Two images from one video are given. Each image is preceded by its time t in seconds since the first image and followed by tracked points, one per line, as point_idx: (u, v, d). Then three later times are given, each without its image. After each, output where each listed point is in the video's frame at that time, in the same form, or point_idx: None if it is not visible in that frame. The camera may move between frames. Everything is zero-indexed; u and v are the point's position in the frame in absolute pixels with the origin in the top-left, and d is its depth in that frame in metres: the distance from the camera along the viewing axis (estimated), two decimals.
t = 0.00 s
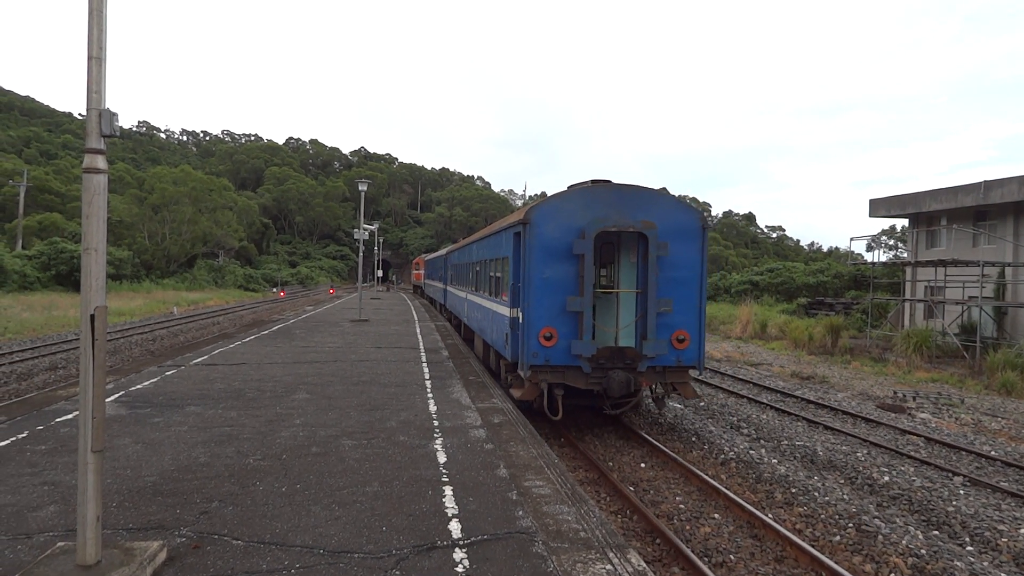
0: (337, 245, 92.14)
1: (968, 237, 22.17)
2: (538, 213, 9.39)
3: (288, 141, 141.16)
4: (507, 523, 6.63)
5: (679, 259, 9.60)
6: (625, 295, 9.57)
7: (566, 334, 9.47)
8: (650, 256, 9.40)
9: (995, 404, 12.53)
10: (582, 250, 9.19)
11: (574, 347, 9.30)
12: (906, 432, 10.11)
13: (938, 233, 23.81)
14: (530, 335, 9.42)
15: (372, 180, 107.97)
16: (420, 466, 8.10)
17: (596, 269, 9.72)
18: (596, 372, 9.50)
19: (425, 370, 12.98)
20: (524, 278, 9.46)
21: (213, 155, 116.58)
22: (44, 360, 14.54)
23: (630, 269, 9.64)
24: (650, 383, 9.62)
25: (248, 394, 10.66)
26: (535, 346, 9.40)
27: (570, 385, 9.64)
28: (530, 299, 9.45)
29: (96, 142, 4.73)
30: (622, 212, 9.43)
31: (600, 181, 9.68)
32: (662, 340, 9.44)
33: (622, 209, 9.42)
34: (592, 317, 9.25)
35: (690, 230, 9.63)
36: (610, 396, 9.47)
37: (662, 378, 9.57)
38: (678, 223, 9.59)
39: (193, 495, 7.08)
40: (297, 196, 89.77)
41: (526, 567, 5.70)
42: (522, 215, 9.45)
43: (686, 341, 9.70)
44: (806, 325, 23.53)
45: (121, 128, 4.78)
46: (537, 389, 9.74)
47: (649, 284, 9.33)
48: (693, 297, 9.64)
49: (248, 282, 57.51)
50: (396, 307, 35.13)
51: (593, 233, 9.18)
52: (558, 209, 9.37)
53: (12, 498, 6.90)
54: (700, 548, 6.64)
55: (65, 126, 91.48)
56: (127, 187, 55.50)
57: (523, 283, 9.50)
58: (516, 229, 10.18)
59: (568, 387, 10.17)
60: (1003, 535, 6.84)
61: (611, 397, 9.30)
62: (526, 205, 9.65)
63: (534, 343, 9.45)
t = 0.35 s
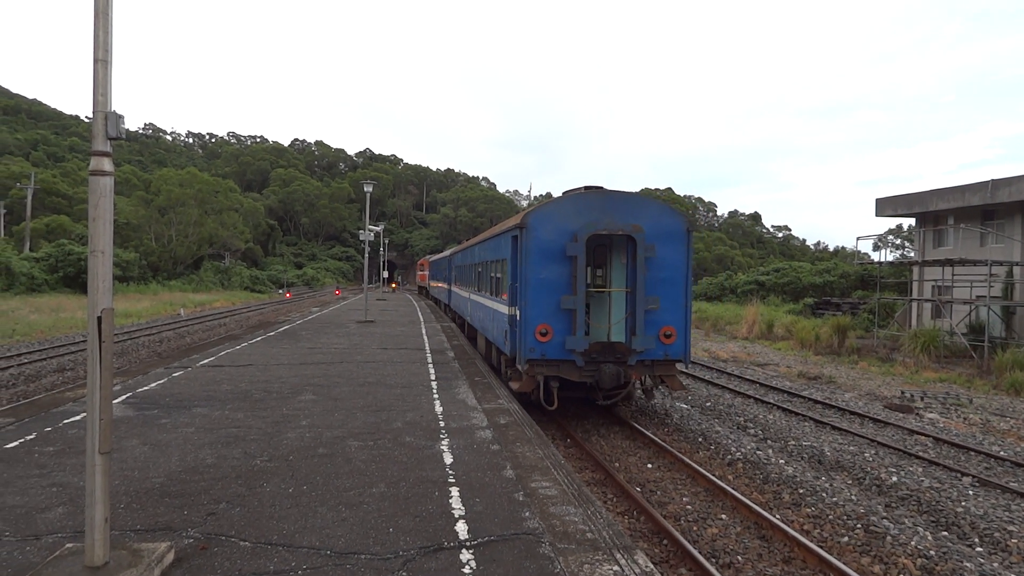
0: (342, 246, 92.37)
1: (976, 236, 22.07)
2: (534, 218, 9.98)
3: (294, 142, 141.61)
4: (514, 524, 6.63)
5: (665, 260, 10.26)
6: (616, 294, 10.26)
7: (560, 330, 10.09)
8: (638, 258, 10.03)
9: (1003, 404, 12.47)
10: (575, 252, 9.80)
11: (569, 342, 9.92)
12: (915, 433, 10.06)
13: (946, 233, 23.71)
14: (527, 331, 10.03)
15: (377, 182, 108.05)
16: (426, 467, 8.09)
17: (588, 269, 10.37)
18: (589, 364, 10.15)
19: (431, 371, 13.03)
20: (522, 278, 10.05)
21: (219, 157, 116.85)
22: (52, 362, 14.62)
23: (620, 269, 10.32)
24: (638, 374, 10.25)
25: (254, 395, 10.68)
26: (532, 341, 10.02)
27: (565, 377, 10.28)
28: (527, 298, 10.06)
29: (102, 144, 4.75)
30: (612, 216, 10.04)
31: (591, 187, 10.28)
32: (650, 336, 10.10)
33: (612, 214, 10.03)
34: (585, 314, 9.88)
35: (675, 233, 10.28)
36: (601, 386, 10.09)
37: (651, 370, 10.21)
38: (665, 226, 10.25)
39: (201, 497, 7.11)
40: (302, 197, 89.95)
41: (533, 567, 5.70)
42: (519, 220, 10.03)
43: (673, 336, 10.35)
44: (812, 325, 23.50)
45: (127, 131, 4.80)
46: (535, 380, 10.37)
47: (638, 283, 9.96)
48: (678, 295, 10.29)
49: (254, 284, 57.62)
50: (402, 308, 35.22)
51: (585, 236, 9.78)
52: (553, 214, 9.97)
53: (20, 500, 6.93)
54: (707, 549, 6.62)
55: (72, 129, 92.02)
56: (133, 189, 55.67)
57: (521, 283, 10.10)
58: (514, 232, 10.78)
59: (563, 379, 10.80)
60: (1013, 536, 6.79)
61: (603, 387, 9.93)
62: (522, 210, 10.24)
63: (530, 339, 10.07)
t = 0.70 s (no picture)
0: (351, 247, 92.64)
1: (988, 236, 21.89)
2: (534, 222, 10.63)
3: (303, 143, 142.05)
4: (523, 525, 6.62)
5: (658, 262, 10.82)
6: (611, 294, 10.74)
7: (559, 327, 10.69)
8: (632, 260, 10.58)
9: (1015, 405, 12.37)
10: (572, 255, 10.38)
11: (566, 339, 10.51)
12: (926, 434, 9.99)
13: (957, 233, 23.54)
14: (527, 328, 10.64)
15: (386, 182, 108.24)
16: (435, 468, 8.11)
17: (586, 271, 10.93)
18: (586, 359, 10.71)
19: (440, 372, 13.05)
20: (522, 279, 10.68)
21: (229, 158, 117.37)
22: (65, 362, 14.75)
23: (615, 270, 10.82)
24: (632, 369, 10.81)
25: (263, 396, 10.71)
26: (533, 337, 10.63)
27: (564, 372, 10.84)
28: (528, 297, 10.68)
29: (113, 146, 4.79)
30: (608, 221, 10.64)
31: (589, 193, 10.90)
32: (643, 333, 10.63)
33: (607, 218, 10.63)
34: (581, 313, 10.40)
35: (668, 237, 10.85)
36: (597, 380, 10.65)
37: (644, 365, 10.77)
38: (657, 230, 10.82)
39: (211, 497, 7.14)
40: (311, 198, 90.23)
41: (543, 569, 5.70)
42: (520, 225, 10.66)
43: (665, 334, 10.91)
44: (823, 326, 23.41)
45: (138, 132, 4.82)
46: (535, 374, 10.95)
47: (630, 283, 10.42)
48: (670, 295, 10.84)
49: (264, 284, 57.84)
50: (411, 308, 35.28)
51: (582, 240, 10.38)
52: (552, 218, 10.60)
53: (33, 499, 6.99)
54: (717, 551, 6.60)
55: (84, 131, 92.75)
56: (144, 190, 56.04)
57: (522, 283, 10.73)
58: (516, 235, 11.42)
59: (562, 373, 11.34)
60: None
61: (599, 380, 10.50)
62: (523, 215, 10.88)
63: (531, 335, 10.68)
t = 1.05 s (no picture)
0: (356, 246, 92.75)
1: (996, 237, 21.71)
2: (532, 226, 11.57)
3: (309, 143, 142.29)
4: (528, 525, 6.62)
5: (649, 263, 11.68)
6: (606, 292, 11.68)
7: (555, 323, 11.61)
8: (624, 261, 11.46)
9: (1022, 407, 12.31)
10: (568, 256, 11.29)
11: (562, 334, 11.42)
12: (933, 436, 9.94)
13: (965, 233, 23.42)
14: (526, 324, 11.56)
15: (392, 182, 108.18)
16: (440, 468, 8.11)
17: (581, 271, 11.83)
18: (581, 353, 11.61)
19: (445, 371, 13.05)
20: (522, 279, 11.62)
21: (235, 158, 117.57)
22: (71, 361, 14.78)
23: (608, 271, 11.75)
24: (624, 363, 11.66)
25: (269, 395, 10.72)
26: (531, 333, 11.56)
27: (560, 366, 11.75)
28: (527, 295, 11.61)
29: (121, 146, 4.81)
30: (601, 224, 11.54)
31: (583, 198, 11.80)
32: (634, 329, 11.52)
33: (601, 222, 11.53)
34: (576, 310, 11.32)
35: (658, 239, 11.70)
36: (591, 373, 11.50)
37: (635, 360, 11.64)
38: (648, 233, 11.67)
39: (216, 496, 7.15)
40: (317, 198, 90.29)
41: (548, 569, 5.68)
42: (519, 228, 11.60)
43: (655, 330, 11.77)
44: (829, 326, 23.32)
45: (145, 133, 4.86)
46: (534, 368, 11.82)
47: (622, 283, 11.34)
48: (660, 294, 11.70)
49: (270, 284, 57.91)
50: (417, 308, 35.34)
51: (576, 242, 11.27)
52: (549, 222, 11.53)
53: (40, 498, 7.02)
54: (722, 552, 6.57)
55: (91, 130, 93.09)
56: (151, 190, 56.17)
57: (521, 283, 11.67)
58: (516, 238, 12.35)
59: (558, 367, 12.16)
60: None
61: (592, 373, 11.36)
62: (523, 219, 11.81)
63: (530, 331, 11.62)
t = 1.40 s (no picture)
0: (360, 247, 92.80)
1: (1001, 240, 21.67)
2: (530, 232, 12.47)
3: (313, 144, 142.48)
4: (531, 527, 6.61)
5: (638, 265, 12.58)
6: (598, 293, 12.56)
7: (550, 322, 12.42)
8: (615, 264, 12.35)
9: None
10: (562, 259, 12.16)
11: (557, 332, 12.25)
12: (937, 439, 9.92)
13: (969, 236, 23.41)
14: (523, 323, 12.36)
15: (396, 183, 108.28)
16: (444, 469, 8.12)
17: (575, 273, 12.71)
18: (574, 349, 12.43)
19: (448, 373, 13.02)
20: (519, 280, 12.45)
21: (240, 159, 117.69)
22: (76, 360, 14.83)
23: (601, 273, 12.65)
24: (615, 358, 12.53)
25: (272, 396, 10.72)
26: (528, 331, 12.36)
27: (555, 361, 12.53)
28: (523, 295, 12.44)
29: (126, 147, 4.83)
30: (594, 230, 12.44)
31: (577, 205, 12.72)
32: (624, 328, 12.37)
33: (594, 228, 12.44)
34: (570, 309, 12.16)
35: (646, 244, 12.62)
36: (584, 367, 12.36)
37: (626, 356, 12.50)
38: (637, 238, 12.60)
39: (219, 496, 7.15)
40: (320, 198, 90.37)
41: (551, 572, 5.67)
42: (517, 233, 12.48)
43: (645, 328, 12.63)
44: (833, 329, 23.30)
45: (151, 134, 4.89)
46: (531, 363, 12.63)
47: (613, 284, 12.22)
48: (649, 295, 12.59)
49: (274, 285, 57.96)
50: (420, 309, 35.35)
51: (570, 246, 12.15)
52: (545, 227, 12.41)
53: (43, 497, 7.03)
54: (725, 555, 6.55)
55: (96, 131, 93.29)
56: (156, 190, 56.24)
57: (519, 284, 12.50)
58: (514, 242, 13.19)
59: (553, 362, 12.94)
60: None
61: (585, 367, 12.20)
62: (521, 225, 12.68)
63: (526, 329, 12.40)
